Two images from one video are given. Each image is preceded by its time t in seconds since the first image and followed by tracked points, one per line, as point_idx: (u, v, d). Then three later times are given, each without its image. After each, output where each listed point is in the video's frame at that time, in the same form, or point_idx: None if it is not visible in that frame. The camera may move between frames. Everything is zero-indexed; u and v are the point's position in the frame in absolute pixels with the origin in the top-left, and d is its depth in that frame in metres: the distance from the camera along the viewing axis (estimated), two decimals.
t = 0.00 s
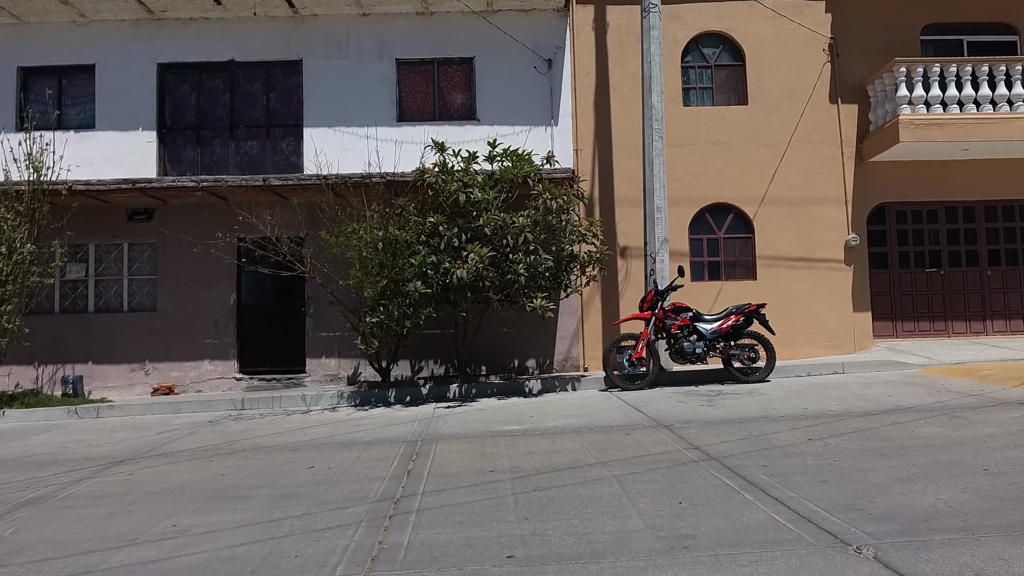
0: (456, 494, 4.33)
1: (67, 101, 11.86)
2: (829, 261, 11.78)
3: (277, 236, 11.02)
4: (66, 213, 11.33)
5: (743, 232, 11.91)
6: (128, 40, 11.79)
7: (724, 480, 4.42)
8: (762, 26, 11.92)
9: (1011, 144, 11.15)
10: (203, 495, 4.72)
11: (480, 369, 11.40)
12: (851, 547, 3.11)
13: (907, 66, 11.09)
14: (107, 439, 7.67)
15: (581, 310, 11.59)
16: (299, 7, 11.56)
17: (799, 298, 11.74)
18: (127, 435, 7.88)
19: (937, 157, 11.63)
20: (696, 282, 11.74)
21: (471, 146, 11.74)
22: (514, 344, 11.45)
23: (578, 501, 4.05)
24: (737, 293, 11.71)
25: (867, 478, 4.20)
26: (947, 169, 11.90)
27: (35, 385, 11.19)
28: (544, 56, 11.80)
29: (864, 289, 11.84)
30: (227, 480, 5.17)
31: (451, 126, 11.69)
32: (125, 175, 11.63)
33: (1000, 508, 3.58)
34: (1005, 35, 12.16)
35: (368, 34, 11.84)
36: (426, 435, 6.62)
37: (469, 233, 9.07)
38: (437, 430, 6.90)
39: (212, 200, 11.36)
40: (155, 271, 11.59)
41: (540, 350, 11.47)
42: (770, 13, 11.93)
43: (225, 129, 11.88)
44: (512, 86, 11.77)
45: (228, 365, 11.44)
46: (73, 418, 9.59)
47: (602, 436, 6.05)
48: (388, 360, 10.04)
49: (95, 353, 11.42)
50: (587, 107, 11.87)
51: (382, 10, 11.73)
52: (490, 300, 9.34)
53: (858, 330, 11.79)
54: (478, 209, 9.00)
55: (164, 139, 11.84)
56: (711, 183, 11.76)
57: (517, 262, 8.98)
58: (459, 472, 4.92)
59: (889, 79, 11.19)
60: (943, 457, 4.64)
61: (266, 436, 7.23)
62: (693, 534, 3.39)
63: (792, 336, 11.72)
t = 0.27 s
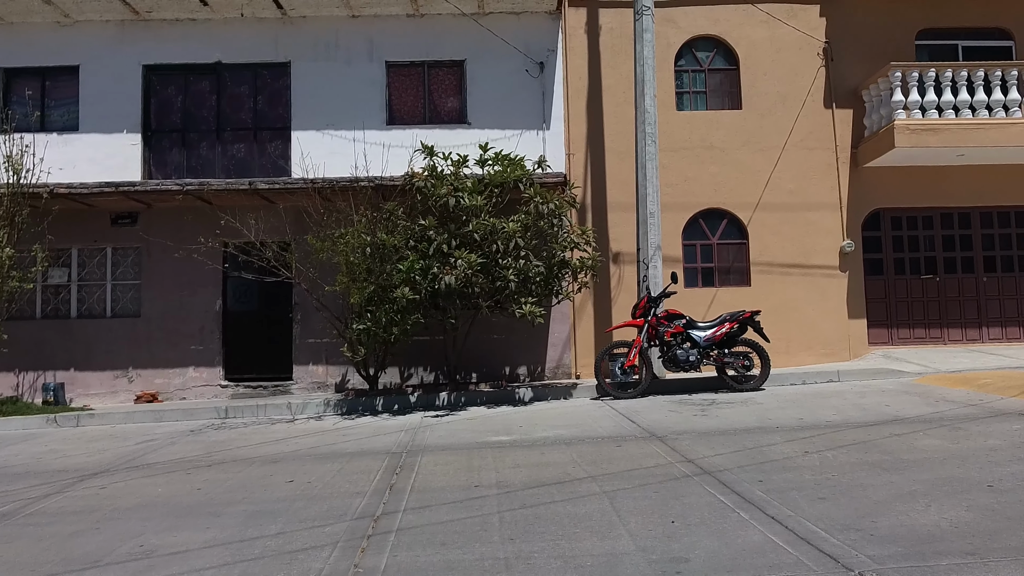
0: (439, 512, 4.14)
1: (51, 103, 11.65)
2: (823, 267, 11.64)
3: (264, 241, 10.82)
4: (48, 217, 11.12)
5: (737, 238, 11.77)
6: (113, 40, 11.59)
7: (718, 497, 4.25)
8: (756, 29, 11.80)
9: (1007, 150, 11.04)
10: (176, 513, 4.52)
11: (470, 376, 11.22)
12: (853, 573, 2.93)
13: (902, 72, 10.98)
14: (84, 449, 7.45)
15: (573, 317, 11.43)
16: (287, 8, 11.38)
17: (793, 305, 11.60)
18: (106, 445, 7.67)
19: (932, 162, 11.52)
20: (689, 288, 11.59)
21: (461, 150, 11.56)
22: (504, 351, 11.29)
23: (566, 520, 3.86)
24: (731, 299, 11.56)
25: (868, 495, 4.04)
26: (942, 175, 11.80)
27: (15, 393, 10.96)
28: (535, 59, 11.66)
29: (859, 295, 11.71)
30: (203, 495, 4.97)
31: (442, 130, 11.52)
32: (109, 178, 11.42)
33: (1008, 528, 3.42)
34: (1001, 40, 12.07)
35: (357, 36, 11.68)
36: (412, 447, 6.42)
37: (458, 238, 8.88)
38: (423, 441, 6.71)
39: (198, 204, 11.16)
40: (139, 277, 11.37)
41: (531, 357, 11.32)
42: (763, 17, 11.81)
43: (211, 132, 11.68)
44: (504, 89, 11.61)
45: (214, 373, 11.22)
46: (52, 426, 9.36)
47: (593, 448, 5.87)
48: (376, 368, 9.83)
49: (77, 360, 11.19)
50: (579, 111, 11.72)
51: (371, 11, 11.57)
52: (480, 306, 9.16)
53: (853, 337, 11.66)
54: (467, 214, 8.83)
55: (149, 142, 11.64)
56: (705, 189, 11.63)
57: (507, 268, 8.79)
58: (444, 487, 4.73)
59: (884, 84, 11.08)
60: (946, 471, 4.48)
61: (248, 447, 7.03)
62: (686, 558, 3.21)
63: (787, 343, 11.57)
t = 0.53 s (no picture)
0: (404, 536, 3.84)
1: (20, 102, 11.30)
2: (813, 274, 11.43)
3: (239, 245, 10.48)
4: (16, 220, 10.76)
5: (726, 244, 11.54)
6: (86, 38, 11.26)
7: (704, 518, 3.97)
8: (745, 32, 11.61)
9: (999, 156, 10.87)
10: (121, 535, 4.18)
11: (452, 385, 10.93)
12: None
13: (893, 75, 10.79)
14: (42, 462, 7.10)
15: (558, 324, 11.16)
16: (265, 7, 11.10)
17: (783, 313, 11.37)
18: (66, 458, 7.32)
19: (923, 168, 11.34)
20: (677, 295, 11.34)
21: (444, 153, 11.29)
22: (487, 360, 11.01)
23: (540, 545, 3.57)
24: (719, 306, 11.32)
25: (863, 517, 3.77)
26: (933, 181, 11.62)
27: None
28: (520, 60, 11.42)
29: (849, 303, 11.51)
30: (155, 515, 4.65)
31: (424, 132, 11.25)
32: (79, 180, 11.07)
33: (1017, 556, 3.15)
34: (991, 45, 11.93)
35: (338, 36, 11.40)
36: (384, 460, 6.12)
37: (438, 242, 8.57)
38: (397, 454, 6.40)
39: (172, 206, 10.83)
40: (110, 281, 11.01)
41: (514, 366, 11.04)
42: (752, 20, 11.62)
43: (187, 133, 11.35)
44: (488, 91, 11.35)
45: (187, 381, 10.87)
46: (14, 437, 8.98)
47: (574, 463, 5.58)
48: (353, 377, 9.48)
49: (45, 367, 10.82)
50: (564, 114, 11.48)
51: (352, 11, 11.30)
52: (460, 313, 8.85)
53: (843, 346, 11.44)
54: (448, 217, 8.52)
55: (122, 143, 11.30)
56: (693, 194, 11.40)
57: (488, 274, 8.48)
58: (413, 507, 4.43)
59: (875, 88, 10.89)
60: (946, 490, 4.22)
61: (215, 460, 6.70)
62: None
63: (777, 352, 11.34)
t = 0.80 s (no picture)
0: (335, 570, 3.43)
1: None
2: (792, 282, 11.16)
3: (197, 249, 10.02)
4: None
5: (703, 251, 11.24)
6: (39, 32, 10.78)
7: (670, 551, 3.56)
8: (723, 35, 11.35)
9: (979, 163, 10.67)
10: (24, 569, 3.75)
11: (420, 396, 10.53)
12: None
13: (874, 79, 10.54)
14: None
15: (530, 333, 10.80)
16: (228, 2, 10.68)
17: (762, 321, 11.08)
18: None
19: (903, 174, 11.11)
20: (653, 303, 11.02)
21: (412, 156, 10.91)
22: (456, 370, 10.62)
23: None
24: (696, 315, 11.00)
25: (844, 548, 3.42)
26: (913, 188, 11.41)
27: None
28: (493, 61, 11.08)
29: (828, 312, 11.24)
30: (71, 543, 4.21)
31: (393, 134, 10.86)
32: (30, 180, 10.55)
33: None
34: (972, 51, 11.75)
35: (304, 33, 11.00)
36: (334, 479, 5.71)
37: (402, 246, 8.14)
38: (350, 471, 6.00)
39: (126, 208, 10.35)
40: (61, 287, 10.50)
41: (484, 376, 10.66)
42: (730, 22, 11.37)
43: (144, 132, 10.89)
44: (459, 91, 11.00)
45: (141, 392, 10.37)
46: None
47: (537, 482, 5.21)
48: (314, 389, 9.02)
49: None
50: (538, 116, 11.14)
51: (319, 8, 10.91)
52: (425, 322, 8.43)
53: (822, 356, 11.17)
54: (412, 219, 8.12)
55: (77, 142, 10.81)
56: (670, 199, 11.09)
57: (454, 279, 8.07)
58: (353, 535, 4.03)
59: (854, 93, 10.66)
60: (934, 516, 3.88)
61: (156, 477, 6.25)
62: None
63: (755, 362, 11.03)
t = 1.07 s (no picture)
0: None
1: None
2: (756, 292, 10.84)
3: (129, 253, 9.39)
4: None
5: (665, 259, 10.88)
6: None
7: None
8: (685, 37, 11.03)
9: (944, 171, 10.44)
10: None
11: (368, 409, 10.00)
12: None
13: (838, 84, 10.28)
14: None
15: (485, 343, 10.33)
16: None
17: (725, 332, 10.73)
18: None
19: (868, 182, 10.86)
20: (613, 313, 10.62)
21: (362, 158, 10.41)
22: (407, 382, 10.11)
23: None
24: (657, 325, 10.62)
25: None
26: (878, 197, 11.17)
27: None
28: (448, 59, 10.64)
29: (792, 322, 10.93)
30: None
31: (342, 133, 10.35)
32: None
33: None
34: (937, 58, 11.58)
35: (249, 27, 10.45)
36: (250, 505, 5.16)
37: (340, 249, 7.59)
38: (271, 495, 5.46)
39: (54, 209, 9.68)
40: None
41: (436, 388, 10.16)
42: (693, 25, 11.06)
43: (77, 128, 10.23)
44: (412, 91, 10.53)
45: (67, 405, 9.69)
46: None
47: (471, 509, 4.71)
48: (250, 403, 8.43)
49: None
50: (495, 118, 10.71)
51: None
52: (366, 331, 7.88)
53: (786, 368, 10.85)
54: (351, 221, 7.57)
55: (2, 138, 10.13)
56: (630, 205, 10.72)
57: (396, 286, 7.51)
58: None
59: (818, 98, 10.39)
60: (901, 552, 3.47)
61: (56, 501, 5.65)
62: None
63: (718, 374, 10.67)
